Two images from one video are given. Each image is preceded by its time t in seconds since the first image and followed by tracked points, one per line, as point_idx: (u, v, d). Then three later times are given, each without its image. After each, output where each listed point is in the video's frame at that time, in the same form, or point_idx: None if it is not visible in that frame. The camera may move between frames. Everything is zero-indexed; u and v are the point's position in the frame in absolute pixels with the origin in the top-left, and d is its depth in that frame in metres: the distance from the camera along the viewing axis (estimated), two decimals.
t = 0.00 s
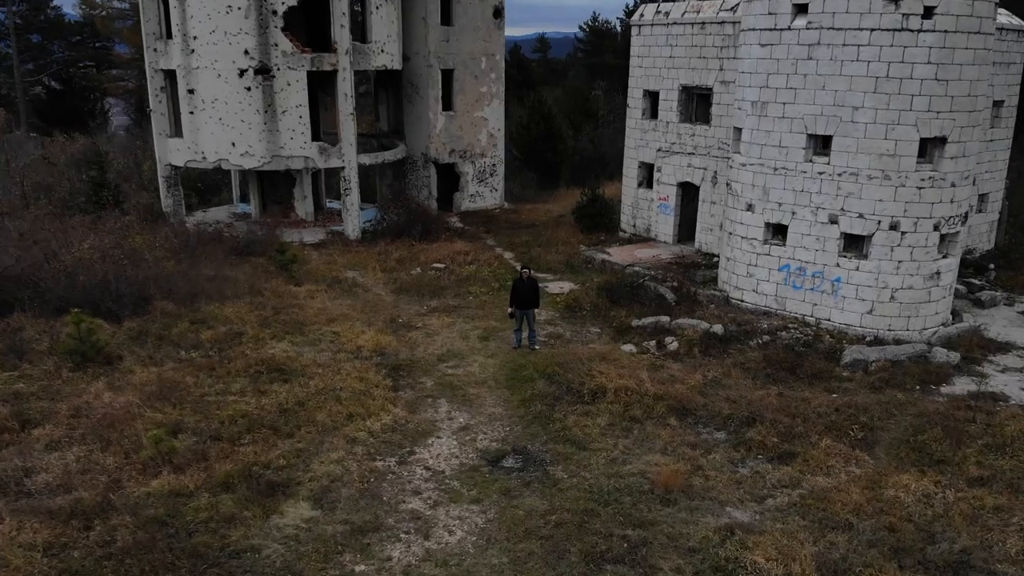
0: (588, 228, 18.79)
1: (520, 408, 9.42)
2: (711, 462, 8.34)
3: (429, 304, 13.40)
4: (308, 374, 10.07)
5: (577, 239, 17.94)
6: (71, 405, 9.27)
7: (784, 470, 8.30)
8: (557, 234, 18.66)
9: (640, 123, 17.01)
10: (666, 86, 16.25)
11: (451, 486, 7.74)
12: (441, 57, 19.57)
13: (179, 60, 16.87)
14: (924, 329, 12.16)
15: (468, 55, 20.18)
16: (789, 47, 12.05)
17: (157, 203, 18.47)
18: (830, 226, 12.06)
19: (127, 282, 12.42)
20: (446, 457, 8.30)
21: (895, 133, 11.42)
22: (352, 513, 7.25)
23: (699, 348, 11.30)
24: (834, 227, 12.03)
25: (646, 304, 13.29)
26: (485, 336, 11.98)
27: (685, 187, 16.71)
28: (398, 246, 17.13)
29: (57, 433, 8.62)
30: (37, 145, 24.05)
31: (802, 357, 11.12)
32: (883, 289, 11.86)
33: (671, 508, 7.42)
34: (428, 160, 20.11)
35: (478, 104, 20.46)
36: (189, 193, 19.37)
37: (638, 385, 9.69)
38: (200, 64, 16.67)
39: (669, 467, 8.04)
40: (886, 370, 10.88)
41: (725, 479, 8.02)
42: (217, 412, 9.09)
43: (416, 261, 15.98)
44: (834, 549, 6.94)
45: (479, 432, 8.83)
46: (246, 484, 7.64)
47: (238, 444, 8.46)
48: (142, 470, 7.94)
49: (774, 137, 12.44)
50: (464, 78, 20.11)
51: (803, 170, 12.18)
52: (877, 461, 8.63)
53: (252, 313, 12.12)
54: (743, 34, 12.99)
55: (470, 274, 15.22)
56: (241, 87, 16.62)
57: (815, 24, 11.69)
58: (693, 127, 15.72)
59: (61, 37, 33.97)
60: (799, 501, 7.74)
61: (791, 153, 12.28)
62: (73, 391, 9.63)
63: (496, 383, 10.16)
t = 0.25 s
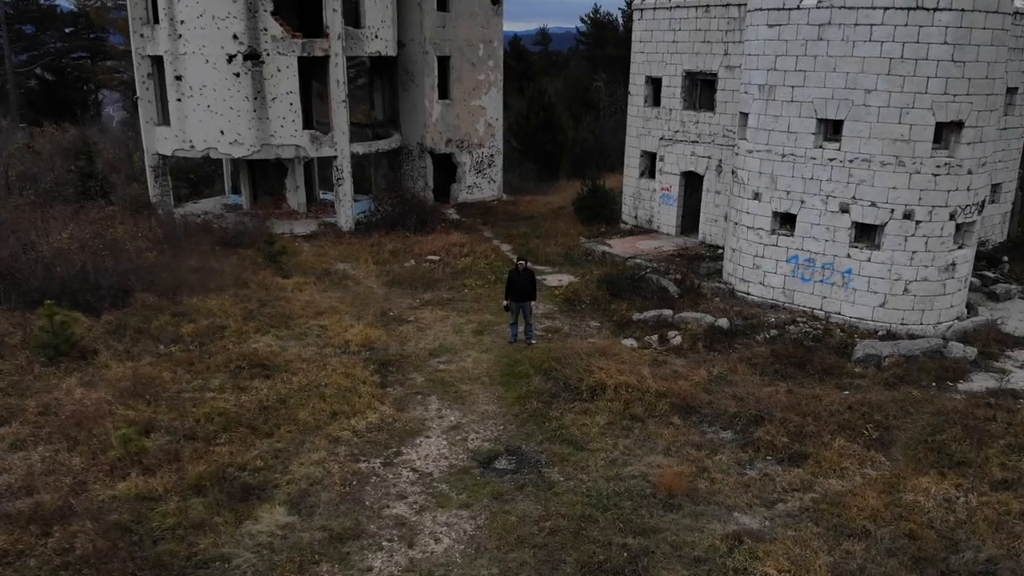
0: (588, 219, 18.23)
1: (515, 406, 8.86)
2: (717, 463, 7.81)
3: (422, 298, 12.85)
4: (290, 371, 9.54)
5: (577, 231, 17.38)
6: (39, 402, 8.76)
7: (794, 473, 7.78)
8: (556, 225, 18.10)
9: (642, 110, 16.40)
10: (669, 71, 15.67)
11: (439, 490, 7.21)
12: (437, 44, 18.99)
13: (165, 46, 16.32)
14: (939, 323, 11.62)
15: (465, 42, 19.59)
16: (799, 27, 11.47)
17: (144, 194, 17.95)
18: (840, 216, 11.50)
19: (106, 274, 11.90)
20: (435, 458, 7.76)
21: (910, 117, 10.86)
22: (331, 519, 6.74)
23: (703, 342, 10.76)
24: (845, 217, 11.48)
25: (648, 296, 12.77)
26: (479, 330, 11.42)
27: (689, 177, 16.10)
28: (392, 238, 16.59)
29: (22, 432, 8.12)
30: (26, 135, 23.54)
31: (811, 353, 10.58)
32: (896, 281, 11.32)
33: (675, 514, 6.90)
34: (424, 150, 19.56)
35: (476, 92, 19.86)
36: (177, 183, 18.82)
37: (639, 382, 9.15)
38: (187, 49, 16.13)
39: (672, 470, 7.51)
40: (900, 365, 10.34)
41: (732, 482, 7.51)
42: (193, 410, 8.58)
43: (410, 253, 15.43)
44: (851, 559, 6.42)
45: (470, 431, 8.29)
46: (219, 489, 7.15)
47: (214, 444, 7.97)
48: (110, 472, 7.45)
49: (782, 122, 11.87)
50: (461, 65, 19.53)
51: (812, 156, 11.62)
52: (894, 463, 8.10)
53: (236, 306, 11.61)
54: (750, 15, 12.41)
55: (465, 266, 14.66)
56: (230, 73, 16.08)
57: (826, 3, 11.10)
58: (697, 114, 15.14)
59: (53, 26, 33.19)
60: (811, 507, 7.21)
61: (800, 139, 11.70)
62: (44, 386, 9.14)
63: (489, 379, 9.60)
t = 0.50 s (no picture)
0: (588, 215, 17.63)
1: (508, 410, 8.25)
2: (726, 473, 7.23)
3: (414, 295, 12.25)
4: (270, 372, 8.96)
5: (576, 227, 16.78)
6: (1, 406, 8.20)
7: (809, 483, 7.20)
8: (555, 221, 17.51)
9: (644, 102, 15.79)
10: (672, 61, 15.08)
11: (424, 502, 6.63)
12: (433, 35, 18.42)
13: (151, 35, 15.77)
14: (957, 322, 11.03)
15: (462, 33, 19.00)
16: (809, 10, 10.87)
17: (130, 189, 17.39)
18: (853, 209, 10.92)
19: (82, 270, 11.36)
20: (421, 467, 7.17)
21: (927, 104, 10.27)
22: (304, 535, 6.16)
23: (709, 342, 10.17)
24: (858, 210, 10.89)
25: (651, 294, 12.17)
26: (473, 329, 10.79)
27: (692, 171, 15.49)
28: (384, 234, 16.00)
29: None
30: (14, 131, 23.01)
31: (824, 353, 10.00)
32: (912, 278, 10.74)
33: (680, 529, 6.32)
34: (419, 144, 18.98)
35: (473, 85, 19.27)
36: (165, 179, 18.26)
37: (642, 384, 8.55)
38: (172, 39, 15.57)
39: (677, 480, 6.93)
40: (918, 366, 9.75)
41: (742, 493, 6.92)
42: (164, 415, 8.02)
43: (403, 250, 14.84)
44: None
45: (460, 437, 7.70)
46: (185, 501, 6.59)
47: (183, 451, 7.42)
48: (70, 482, 6.91)
49: (792, 111, 11.27)
50: (458, 57, 18.94)
51: (824, 147, 11.03)
52: (916, 471, 7.52)
53: (217, 305, 11.04)
54: None
55: (460, 262, 14.06)
56: (217, 64, 15.52)
57: None
58: (701, 106, 14.56)
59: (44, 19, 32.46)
60: (828, 521, 6.64)
61: (810, 128, 11.11)
62: (7, 388, 8.58)
63: (482, 381, 9.00)
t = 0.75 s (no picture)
0: (589, 212, 17.13)
1: (504, 415, 7.76)
2: (736, 482, 6.76)
3: (408, 294, 11.77)
4: (253, 375, 8.47)
5: (577, 224, 16.28)
6: None
7: (826, 493, 6.73)
8: (555, 218, 17.02)
9: (646, 95, 15.30)
10: (676, 53, 14.60)
11: (413, 515, 6.14)
12: (430, 27, 17.95)
13: (139, 27, 15.31)
14: (974, 321, 10.55)
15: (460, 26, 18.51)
16: None
17: (118, 185, 16.93)
18: (866, 203, 10.44)
19: (62, 268, 10.89)
20: (411, 476, 6.69)
21: (944, 93, 9.80)
22: (283, 553, 5.68)
23: (715, 342, 9.68)
24: (871, 204, 10.41)
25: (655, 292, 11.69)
26: (468, 328, 10.28)
27: (696, 165, 15.00)
28: (379, 231, 15.53)
29: None
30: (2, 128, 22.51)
31: (836, 354, 9.53)
32: (928, 275, 10.25)
33: (690, 546, 5.83)
34: (415, 140, 18.52)
35: (471, 79, 18.80)
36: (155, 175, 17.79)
37: (647, 387, 8.07)
38: (161, 31, 15.11)
39: (685, 490, 6.46)
40: (936, 368, 9.27)
41: (754, 504, 6.45)
42: (138, 420, 7.54)
43: (398, 247, 14.36)
44: None
45: (453, 443, 7.23)
46: (154, 516, 6.11)
47: (157, 459, 6.96)
48: (33, 494, 6.43)
49: (802, 101, 10.80)
50: (455, 51, 18.47)
51: (835, 138, 10.55)
52: (939, 480, 7.05)
53: (202, 304, 10.57)
54: None
55: (456, 260, 13.57)
56: (206, 56, 15.06)
57: None
58: (706, 98, 14.10)
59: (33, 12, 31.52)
60: (849, 535, 6.15)
61: (822, 119, 10.63)
62: None
63: (477, 383, 8.52)
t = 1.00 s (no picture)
0: (590, 209, 16.62)
1: (500, 421, 7.24)
2: (750, 495, 6.24)
3: (401, 293, 11.25)
4: (234, 378, 7.96)
5: (578, 221, 15.77)
6: None
7: (847, 506, 6.22)
8: (555, 215, 16.51)
9: (650, 87, 14.79)
10: (680, 44, 14.11)
11: (400, 532, 5.62)
12: (426, 19, 17.47)
13: (125, 18, 14.82)
14: (995, 321, 10.04)
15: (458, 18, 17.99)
16: None
17: (105, 181, 16.43)
18: (882, 197, 9.92)
19: (38, 265, 10.38)
20: (399, 487, 6.19)
21: (964, 80, 9.30)
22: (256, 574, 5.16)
23: (725, 343, 9.17)
24: (887, 198, 9.90)
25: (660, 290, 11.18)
26: (464, 329, 9.75)
27: (702, 160, 14.48)
28: (373, 228, 15.02)
29: None
30: None
31: (853, 355, 9.01)
32: (947, 272, 9.74)
33: (703, 567, 5.31)
34: (412, 135, 18.03)
35: (469, 73, 18.31)
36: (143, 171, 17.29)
37: (653, 391, 7.55)
38: (148, 21, 14.62)
39: (696, 504, 5.94)
40: (959, 369, 8.75)
41: (771, 518, 5.94)
42: (107, 427, 7.03)
43: (393, 245, 13.85)
44: None
45: (445, 451, 6.71)
46: (117, 531, 5.60)
47: (126, 468, 6.45)
48: None
49: (815, 89, 10.28)
50: (453, 44, 17.97)
51: (850, 128, 10.04)
52: (969, 491, 6.53)
53: (184, 302, 10.07)
54: None
55: (453, 258, 13.05)
56: (195, 47, 14.57)
57: None
58: (711, 90, 13.59)
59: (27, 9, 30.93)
60: (876, 553, 5.64)
61: (835, 108, 10.12)
62: None
63: (472, 387, 8.00)
